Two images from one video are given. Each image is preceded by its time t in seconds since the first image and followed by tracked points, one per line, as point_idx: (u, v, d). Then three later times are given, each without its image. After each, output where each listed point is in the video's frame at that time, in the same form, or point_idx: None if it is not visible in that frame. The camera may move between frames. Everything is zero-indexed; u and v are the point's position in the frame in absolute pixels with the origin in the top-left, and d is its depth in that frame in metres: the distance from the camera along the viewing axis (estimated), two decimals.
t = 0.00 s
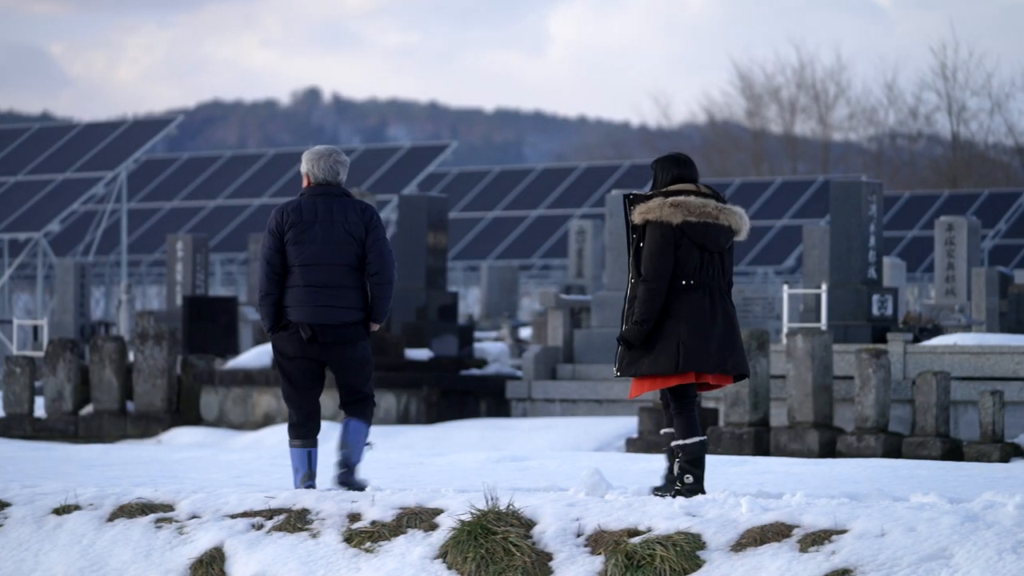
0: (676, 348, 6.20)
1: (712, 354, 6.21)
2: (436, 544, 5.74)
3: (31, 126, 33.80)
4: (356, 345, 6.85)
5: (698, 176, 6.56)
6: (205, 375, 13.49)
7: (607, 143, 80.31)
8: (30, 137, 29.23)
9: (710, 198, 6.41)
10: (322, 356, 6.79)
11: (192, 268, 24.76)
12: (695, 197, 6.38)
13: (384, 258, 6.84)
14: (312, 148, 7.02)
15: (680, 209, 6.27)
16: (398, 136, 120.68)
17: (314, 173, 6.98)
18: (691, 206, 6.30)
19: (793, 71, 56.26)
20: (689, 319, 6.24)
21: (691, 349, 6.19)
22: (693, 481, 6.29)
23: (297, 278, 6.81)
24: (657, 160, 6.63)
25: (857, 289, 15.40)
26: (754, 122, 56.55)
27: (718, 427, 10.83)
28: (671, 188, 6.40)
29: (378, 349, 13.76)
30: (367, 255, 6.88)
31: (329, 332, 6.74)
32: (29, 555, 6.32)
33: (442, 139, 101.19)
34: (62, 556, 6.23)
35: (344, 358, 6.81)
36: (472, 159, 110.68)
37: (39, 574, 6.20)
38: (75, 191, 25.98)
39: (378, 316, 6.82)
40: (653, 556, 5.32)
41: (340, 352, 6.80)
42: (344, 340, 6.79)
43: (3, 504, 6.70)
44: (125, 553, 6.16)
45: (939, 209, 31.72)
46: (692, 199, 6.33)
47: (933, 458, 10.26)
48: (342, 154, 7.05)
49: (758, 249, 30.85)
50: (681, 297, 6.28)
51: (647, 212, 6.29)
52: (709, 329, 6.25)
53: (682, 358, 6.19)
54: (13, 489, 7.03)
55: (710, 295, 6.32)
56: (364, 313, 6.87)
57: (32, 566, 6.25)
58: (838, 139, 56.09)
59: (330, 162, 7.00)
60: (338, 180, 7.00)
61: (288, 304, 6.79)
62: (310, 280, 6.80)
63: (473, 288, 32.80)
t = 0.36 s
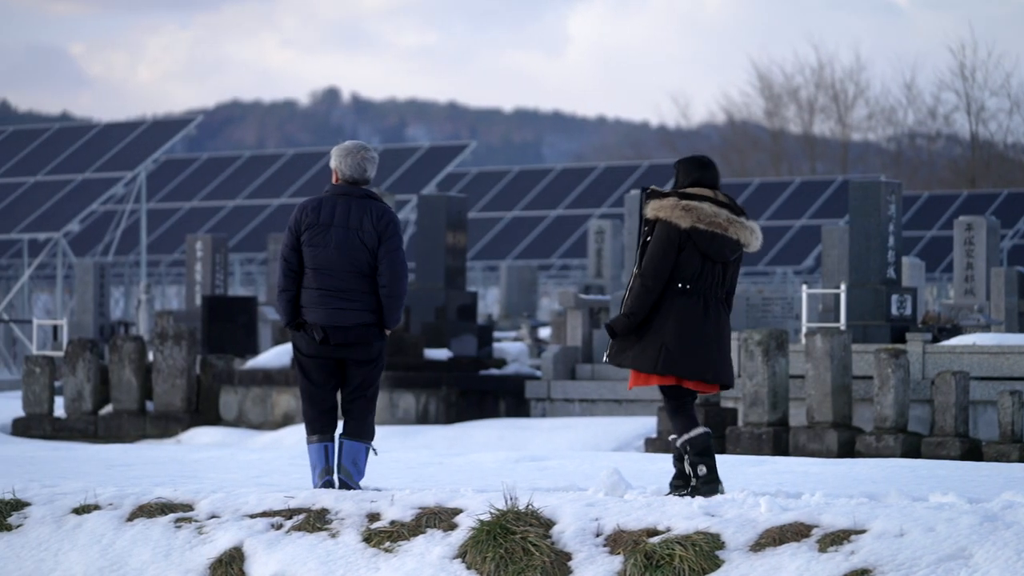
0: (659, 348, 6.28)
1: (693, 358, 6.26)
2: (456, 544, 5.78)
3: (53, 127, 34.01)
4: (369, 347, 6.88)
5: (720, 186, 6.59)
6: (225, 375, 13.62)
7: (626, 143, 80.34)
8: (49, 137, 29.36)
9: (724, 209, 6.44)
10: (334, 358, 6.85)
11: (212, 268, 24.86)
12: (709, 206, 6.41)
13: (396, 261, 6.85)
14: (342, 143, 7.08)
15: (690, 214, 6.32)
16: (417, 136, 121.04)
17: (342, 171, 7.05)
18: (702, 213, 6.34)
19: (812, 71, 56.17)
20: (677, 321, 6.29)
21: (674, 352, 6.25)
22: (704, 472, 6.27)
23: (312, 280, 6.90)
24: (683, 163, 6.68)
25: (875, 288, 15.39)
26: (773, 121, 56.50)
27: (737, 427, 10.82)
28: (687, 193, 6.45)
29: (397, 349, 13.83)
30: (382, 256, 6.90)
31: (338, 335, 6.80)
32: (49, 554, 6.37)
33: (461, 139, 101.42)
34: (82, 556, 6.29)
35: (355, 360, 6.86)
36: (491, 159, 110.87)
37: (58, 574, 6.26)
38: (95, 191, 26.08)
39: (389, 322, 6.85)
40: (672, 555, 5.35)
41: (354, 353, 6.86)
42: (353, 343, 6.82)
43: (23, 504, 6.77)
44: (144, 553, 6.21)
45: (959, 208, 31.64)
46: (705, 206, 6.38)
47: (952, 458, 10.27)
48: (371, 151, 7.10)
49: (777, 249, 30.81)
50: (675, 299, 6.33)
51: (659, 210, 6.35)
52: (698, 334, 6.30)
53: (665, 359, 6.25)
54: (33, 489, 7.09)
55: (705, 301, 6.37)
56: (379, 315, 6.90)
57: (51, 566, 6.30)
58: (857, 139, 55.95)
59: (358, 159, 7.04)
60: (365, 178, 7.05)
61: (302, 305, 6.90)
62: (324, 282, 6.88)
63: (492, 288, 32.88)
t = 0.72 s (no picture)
0: (659, 343, 6.36)
1: (693, 356, 6.32)
2: (470, 544, 5.83)
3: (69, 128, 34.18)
4: (385, 350, 6.91)
5: (731, 184, 6.64)
6: (239, 376, 13.63)
7: (641, 143, 80.30)
8: (65, 137, 29.50)
9: (729, 206, 6.49)
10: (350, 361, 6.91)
11: (226, 268, 24.96)
12: (714, 202, 6.47)
13: (411, 264, 6.90)
14: (358, 147, 7.10)
15: (693, 209, 6.40)
16: (432, 136, 121.18)
17: (355, 174, 7.07)
18: (704, 208, 6.41)
19: (827, 71, 56.12)
20: (677, 316, 6.37)
21: (673, 347, 6.33)
22: (660, 460, 6.38)
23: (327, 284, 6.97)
24: (697, 160, 6.75)
25: (890, 289, 15.39)
26: (788, 122, 56.43)
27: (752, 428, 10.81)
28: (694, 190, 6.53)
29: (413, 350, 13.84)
30: (396, 258, 6.94)
31: (355, 337, 6.87)
32: (64, 554, 6.43)
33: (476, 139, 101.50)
34: (98, 556, 6.34)
35: (372, 363, 6.90)
36: (506, 159, 110.95)
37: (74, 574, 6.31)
38: (110, 191, 26.20)
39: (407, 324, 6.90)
40: (686, 556, 5.37)
41: (370, 355, 6.90)
42: (366, 345, 6.88)
43: (39, 504, 6.83)
44: (160, 552, 6.26)
45: (974, 208, 31.58)
46: (708, 201, 6.44)
47: (967, 458, 10.28)
48: (386, 153, 7.11)
49: (792, 249, 30.75)
50: (676, 293, 6.41)
51: (663, 205, 6.45)
52: (700, 331, 6.36)
53: (665, 354, 6.33)
54: (48, 489, 7.16)
55: (708, 298, 6.44)
56: (395, 317, 6.96)
57: (67, 566, 6.36)
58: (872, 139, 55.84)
59: (373, 162, 7.07)
60: (380, 182, 7.07)
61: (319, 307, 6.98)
62: (339, 285, 6.94)
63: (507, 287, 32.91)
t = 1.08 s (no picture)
0: (655, 349, 6.37)
1: (687, 358, 6.31)
2: (480, 544, 5.86)
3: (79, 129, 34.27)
4: (378, 350, 6.93)
5: (713, 179, 6.59)
6: (250, 375, 13.64)
7: (652, 143, 80.26)
8: (76, 137, 29.59)
9: (708, 205, 6.45)
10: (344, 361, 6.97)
11: (237, 268, 25.05)
12: (692, 202, 6.44)
13: (396, 260, 6.89)
14: (349, 148, 7.16)
15: (669, 214, 6.39)
16: (443, 135, 121.31)
17: (343, 175, 7.12)
18: (680, 211, 6.39)
19: (838, 71, 56.09)
20: (668, 320, 6.37)
21: (667, 352, 6.33)
22: (651, 480, 6.34)
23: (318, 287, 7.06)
24: (682, 160, 6.71)
25: (900, 289, 15.38)
26: (799, 122, 56.38)
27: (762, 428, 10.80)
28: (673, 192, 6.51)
29: (423, 349, 13.70)
30: (383, 256, 6.94)
31: (346, 341, 6.93)
32: (75, 554, 6.47)
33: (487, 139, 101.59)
34: (108, 556, 6.38)
35: (365, 364, 6.93)
36: (517, 159, 111.00)
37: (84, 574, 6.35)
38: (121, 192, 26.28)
39: (397, 322, 6.88)
40: (697, 555, 5.39)
41: (365, 357, 6.93)
42: (357, 345, 6.92)
43: (50, 504, 6.88)
44: (170, 553, 6.30)
45: (985, 208, 31.53)
46: (685, 204, 6.42)
47: (977, 458, 10.28)
48: (376, 153, 7.13)
49: (803, 248, 30.73)
50: (666, 300, 6.42)
51: (643, 214, 6.46)
52: (692, 333, 6.34)
53: (661, 361, 6.34)
54: (59, 489, 7.21)
55: (698, 298, 6.40)
56: (387, 315, 6.96)
57: (77, 566, 6.40)
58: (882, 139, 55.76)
59: (361, 163, 7.10)
60: (369, 182, 7.09)
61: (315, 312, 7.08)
62: (331, 287, 7.02)
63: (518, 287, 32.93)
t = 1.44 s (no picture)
0: (638, 352, 6.28)
1: (673, 359, 6.25)
2: (485, 544, 5.87)
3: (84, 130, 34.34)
4: (371, 352, 6.93)
5: (689, 180, 6.56)
6: (255, 375, 13.64)
7: (657, 143, 80.30)
8: (81, 137, 29.63)
9: (688, 206, 6.41)
10: (338, 363, 6.98)
11: (242, 268, 25.07)
12: (672, 204, 6.40)
13: (388, 262, 6.91)
14: (340, 150, 7.17)
15: (651, 217, 6.32)
16: (448, 135, 121.38)
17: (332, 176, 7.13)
18: (662, 213, 6.34)
19: (842, 72, 56.08)
20: (652, 322, 6.29)
21: (651, 353, 6.26)
22: (654, 480, 6.31)
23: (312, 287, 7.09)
24: (653, 160, 6.65)
25: (904, 289, 15.38)
26: (803, 122, 56.40)
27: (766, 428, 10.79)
28: (652, 194, 6.44)
29: (427, 348, 13.55)
30: (374, 258, 6.95)
31: (339, 341, 6.94)
32: (79, 555, 6.48)
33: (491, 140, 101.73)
34: (112, 556, 6.40)
35: (359, 365, 6.94)
36: (522, 159, 111.09)
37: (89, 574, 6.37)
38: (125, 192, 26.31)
39: (391, 324, 6.88)
40: (701, 555, 5.40)
41: (359, 358, 6.94)
42: (349, 347, 6.93)
43: (54, 504, 6.90)
44: (175, 552, 6.32)
45: (989, 208, 31.51)
46: (666, 206, 6.37)
47: (981, 458, 10.29)
48: (365, 154, 7.14)
49: (807, 248, 30.72)
50: (648, 302, 6.34)
51: (622, 217, 6.35)
52: (676, 334, 6.28)
53: (646, 363, 6.26)
54: (64, 489, 7.23)
55: (682, 300, 6.36)
56: (381, 317, 6.96)
57: (82, 565, 6.42)
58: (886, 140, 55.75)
59: (350, 165, 7.11)
60: (358, 184, 7.10)
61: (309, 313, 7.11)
62: (324, 288, 7.04)
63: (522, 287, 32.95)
